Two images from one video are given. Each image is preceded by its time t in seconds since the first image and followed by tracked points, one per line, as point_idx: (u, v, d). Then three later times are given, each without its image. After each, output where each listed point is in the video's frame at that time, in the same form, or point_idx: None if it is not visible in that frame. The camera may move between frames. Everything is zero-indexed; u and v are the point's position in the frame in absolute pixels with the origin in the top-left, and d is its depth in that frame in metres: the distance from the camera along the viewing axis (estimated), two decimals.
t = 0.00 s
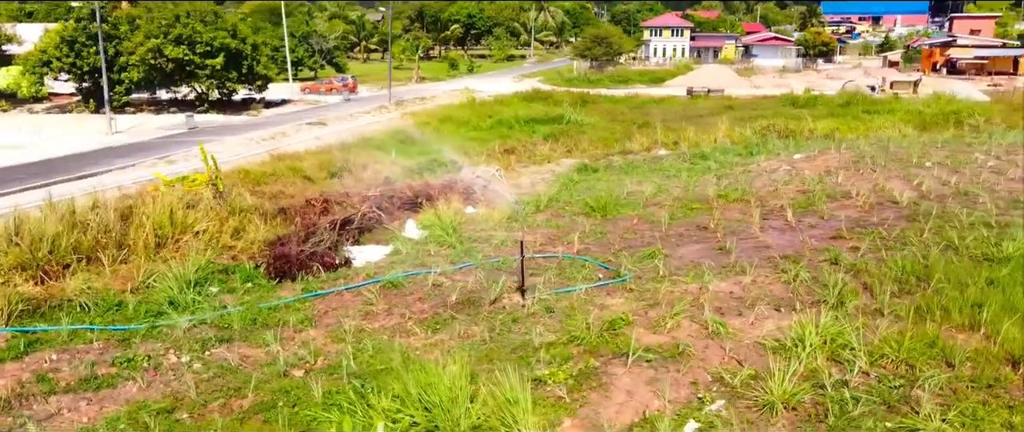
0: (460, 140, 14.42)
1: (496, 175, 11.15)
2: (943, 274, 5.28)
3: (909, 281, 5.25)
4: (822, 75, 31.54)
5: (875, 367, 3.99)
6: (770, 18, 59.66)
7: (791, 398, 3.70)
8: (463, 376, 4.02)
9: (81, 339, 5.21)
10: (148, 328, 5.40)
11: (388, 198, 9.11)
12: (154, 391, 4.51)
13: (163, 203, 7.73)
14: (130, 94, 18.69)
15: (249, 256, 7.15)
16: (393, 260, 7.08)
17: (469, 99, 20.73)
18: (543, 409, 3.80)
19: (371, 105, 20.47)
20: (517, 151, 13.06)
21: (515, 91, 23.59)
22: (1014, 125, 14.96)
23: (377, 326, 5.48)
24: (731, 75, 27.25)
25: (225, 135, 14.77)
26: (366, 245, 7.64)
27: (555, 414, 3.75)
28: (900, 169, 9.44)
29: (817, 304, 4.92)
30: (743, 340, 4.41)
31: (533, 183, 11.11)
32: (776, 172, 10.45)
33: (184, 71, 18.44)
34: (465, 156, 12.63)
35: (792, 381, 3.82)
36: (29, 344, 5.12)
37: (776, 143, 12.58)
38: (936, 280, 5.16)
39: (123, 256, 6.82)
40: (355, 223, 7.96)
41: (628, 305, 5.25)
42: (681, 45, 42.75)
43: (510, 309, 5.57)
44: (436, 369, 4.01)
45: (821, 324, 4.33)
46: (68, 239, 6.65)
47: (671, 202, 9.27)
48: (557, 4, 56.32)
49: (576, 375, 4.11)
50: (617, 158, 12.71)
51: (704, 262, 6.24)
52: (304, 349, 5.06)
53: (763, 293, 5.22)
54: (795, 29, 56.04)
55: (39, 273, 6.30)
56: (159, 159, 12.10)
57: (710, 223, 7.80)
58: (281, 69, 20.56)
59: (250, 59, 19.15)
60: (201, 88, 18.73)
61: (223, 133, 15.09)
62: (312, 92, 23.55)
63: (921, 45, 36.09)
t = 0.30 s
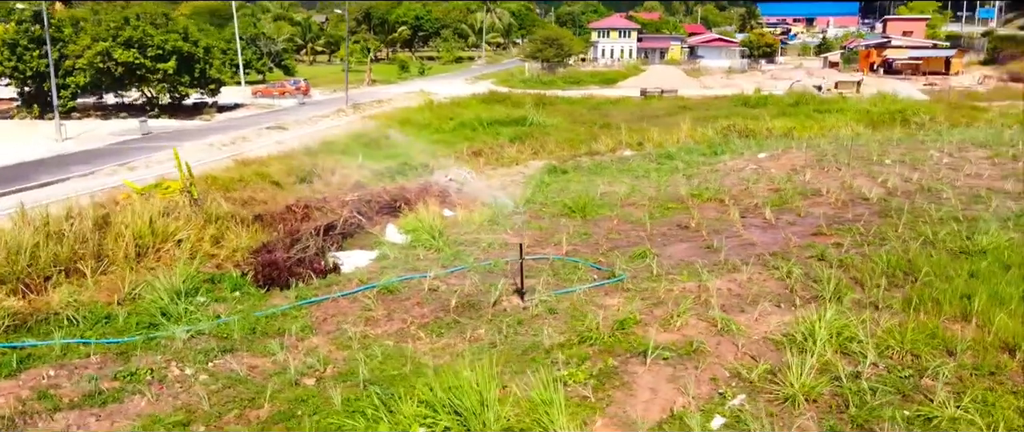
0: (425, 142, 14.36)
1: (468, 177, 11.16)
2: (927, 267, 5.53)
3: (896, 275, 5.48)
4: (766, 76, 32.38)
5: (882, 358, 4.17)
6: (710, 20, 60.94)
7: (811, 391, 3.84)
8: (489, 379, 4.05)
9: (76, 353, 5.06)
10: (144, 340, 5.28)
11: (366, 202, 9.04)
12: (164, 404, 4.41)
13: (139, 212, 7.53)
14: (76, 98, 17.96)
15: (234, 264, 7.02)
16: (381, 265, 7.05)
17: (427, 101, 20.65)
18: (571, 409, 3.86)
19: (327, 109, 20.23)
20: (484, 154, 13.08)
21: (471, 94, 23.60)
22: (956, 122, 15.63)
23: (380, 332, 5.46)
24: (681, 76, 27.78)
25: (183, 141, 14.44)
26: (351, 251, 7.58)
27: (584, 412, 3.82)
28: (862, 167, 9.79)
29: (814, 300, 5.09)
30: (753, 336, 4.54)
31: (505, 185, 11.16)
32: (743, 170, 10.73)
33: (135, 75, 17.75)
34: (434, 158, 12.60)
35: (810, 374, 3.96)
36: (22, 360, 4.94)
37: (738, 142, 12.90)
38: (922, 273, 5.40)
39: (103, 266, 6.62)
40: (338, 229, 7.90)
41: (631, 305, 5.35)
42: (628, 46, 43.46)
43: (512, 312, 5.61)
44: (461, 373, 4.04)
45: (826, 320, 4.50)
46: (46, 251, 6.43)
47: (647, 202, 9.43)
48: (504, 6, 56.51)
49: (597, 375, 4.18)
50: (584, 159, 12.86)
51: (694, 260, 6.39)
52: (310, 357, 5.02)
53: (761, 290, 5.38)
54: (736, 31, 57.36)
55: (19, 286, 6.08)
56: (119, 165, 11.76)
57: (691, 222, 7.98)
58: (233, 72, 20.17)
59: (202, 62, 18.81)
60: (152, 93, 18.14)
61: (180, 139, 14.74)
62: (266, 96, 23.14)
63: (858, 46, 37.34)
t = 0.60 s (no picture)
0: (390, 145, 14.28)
1: (440, 181, 11.16)
2: (911, 260, 5.77)
3: (881, 269, 5.71)
4: (713, 76, 33.09)
5: (887, 347, 4.35)
6: (652, 21, 61.88)
7: (827, 382, 3.99)
8: (513, 380, 4.09)
9: (74, 367, 4.92)
10: (143, 351, 5.16)
11: (345, 206, 8.96)
12: (178, 417, 4.33)
13: (115, 220, 7.33)
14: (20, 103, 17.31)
15: (220, 273, 6.90)
16: (370, 269, 7.01)
17: (385, 103, 20.52)
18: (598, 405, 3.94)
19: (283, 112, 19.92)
20: (453, 156, 13.08)
21: (427, 96, 23.54)
22: (903, 120, 16.27)
23: (384, 337, 5.45)
24: (633, 77, 28.20)
25: (140, 146, 14.07)
26: (336, 256, 7.51)
27: (613, 408, 3.90)
28: (827, 165, 10.14)
29: (811, 295, 5.27)
30: (761, 331, 4.68)
31: (478, 187, 11.19)
32: (711, 169, 10.99)
33: (83, 79, 17.31)
34: (402, 162, 12.54)
35: (824, 366, 4.12)
36: (19, 376, 4.80)
37: (701, 142, 13.19)
38: (905, 267, 5.64)
39: (85, 278, 6.43)
40: (322, 234, 7.83)
41: (633, 304, 5.46)
42: (577, 48, 43.87)
43: (514, 313, 5.66)
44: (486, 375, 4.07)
45: (829, 313, 4.67)
46: (25, 263, 6.22)
47: (622, 202, 9.59)
48: (450, 7, 56.43)
49: (617, 373, 4.26)
50: (552, 160, 12.98)
51: (685, 258, 6.54)
52: (318, 364, 4.98)
53: (758, 285, 5.54)
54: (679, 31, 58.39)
55: None
56: (77, 173, 11.41)
57: (672, 220, 8.15)
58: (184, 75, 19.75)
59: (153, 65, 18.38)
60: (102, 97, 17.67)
61: (136, 145, 14.34)
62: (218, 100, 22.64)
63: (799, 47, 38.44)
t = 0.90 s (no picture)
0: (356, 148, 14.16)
1: (412, 184, 11.11)
2: (894, 255, 6.02)
3: (868, 264, 5.93)
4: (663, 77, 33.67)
5: (890, 337, 4.54)
6: (596, 22, 62.42)
7: (841, 373, 4.16)
8: (538, 380, 4.14)
9: (76, 382, 4.79)
10: (144, 363, 5.05)
11: (324, 210, 8.86)
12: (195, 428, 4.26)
13: (93, 229, 7.13)
14: None
15: (207, 282, 6.77)
16: (361, 274, 6.96)
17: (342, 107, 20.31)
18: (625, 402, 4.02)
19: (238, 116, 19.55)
20: (421, 159, 13.03)
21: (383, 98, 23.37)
22: (852, 119, 16.85)
23: (389, 342, 5.43)
24: (585, 78, 28.50)
25: (95, 152, 13.65)
26: (323, 261, 7.43)
27: (640, 405, 3.98)
28: (793, 163, 10.45)
29: (807, 290, 5.45)
30: (767, 325, 4.83)
31: (450, 189, 11.18)
32: (680, 169, 11.20)
33: (28, 83, 16.66)
34: (371, 165, 12.44)
35: (835, 357, 4.29)
36: (19, 392, 4.66)
37: (665, 142, 13.43)
38: (891, 261, 5.88)
39: (69, 289, 6.25)
40: (307, 239, 7.73)
41: (635, 303, 5.56)
42: (526, 49, 43.72)
43: (516, 315, 5.70)
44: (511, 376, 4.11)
45: (831, 307, 4.84)
46: (6, 275, 6.01)
47: (598, 202, 9.72)
48: (396, 8, 55.97)
49: (637, 370, 4.35)
50: (520, 161, 13.05)
51: (675, 257, 6.68)
52: (329, 371, 4.94)
53: (754, 281, 5.70)
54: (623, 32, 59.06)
55: None
56: (34, 181, 11.02)
57: (653, 219, 8.30)
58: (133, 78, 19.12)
59: (102, 68, 17.79)
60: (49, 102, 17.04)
61: (90, 151, 13.91)
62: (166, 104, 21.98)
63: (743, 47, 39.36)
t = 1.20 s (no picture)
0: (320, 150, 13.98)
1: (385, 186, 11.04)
2: (878, 248, 6.25)
3: (854, 257, 6.16)
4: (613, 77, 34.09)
5: (891, 327, 4.74)
6: (541, 22, 62.67)
7: (851, 362, 4.33)
8: (562, 378, 4.21)
9: (81, 394, 4.67)
10: (148, 374, 4.93)
11: (302, 214, 8.74)
12: None
13: (72, 237, 6.91)
14: None
15: (195, 290, 6.62)
16: (352, 279, 6.91)
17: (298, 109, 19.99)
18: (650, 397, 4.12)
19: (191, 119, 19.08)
20: (389, 161, 12.95)
21: (338, 100, 23.10)
22: (805, 117, 17.35)
23: (395, 345, 5.42)
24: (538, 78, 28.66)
25: (48, 159, 13.19)
26: (310, 266, 7.34)
27: (665, 399, 4.09)
28: (760, 162, 10.74)
29: (802, 284, 5.63)
30: (772, 319, 4.99)
31: (423, 191, 11.15)
32: (650, 168, 11.40)
33: None
34: (338, 169, 12.31)
35: (844, 347, 4.46)
36: (23, 408, 4.52)
37: (630, 142, 13.63)
38: (875, 255, 6.11)
39: (54, 299, 6.06)
40: (292, 244, 7.64)
41: (637, 301, 5.67)
42: (475, 50, 43.75)
43: (520, 315, 5.75)
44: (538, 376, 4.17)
45: (832, 300, 5.02)
46: None
47: (574, 202, 9.83)
48: (340, 8, 55.24)
49: (655, 366, 4.45)
50: (489, 163, 13.08)
51: (665, 255, 6.82)
52: (341, 376, 4.91)
53: (748, 276, 5.87)
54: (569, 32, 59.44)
55: None
56: None
57: (634, 218, 8.44)
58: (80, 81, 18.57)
59: (47, 71, 17.19)
60: None
61: (42, 157, 13.42)
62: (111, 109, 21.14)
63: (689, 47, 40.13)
